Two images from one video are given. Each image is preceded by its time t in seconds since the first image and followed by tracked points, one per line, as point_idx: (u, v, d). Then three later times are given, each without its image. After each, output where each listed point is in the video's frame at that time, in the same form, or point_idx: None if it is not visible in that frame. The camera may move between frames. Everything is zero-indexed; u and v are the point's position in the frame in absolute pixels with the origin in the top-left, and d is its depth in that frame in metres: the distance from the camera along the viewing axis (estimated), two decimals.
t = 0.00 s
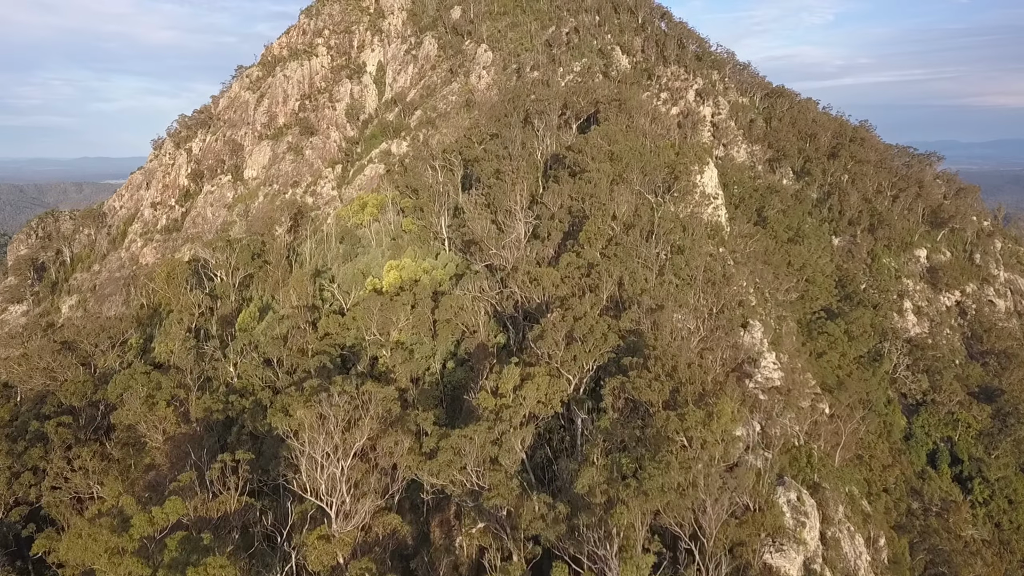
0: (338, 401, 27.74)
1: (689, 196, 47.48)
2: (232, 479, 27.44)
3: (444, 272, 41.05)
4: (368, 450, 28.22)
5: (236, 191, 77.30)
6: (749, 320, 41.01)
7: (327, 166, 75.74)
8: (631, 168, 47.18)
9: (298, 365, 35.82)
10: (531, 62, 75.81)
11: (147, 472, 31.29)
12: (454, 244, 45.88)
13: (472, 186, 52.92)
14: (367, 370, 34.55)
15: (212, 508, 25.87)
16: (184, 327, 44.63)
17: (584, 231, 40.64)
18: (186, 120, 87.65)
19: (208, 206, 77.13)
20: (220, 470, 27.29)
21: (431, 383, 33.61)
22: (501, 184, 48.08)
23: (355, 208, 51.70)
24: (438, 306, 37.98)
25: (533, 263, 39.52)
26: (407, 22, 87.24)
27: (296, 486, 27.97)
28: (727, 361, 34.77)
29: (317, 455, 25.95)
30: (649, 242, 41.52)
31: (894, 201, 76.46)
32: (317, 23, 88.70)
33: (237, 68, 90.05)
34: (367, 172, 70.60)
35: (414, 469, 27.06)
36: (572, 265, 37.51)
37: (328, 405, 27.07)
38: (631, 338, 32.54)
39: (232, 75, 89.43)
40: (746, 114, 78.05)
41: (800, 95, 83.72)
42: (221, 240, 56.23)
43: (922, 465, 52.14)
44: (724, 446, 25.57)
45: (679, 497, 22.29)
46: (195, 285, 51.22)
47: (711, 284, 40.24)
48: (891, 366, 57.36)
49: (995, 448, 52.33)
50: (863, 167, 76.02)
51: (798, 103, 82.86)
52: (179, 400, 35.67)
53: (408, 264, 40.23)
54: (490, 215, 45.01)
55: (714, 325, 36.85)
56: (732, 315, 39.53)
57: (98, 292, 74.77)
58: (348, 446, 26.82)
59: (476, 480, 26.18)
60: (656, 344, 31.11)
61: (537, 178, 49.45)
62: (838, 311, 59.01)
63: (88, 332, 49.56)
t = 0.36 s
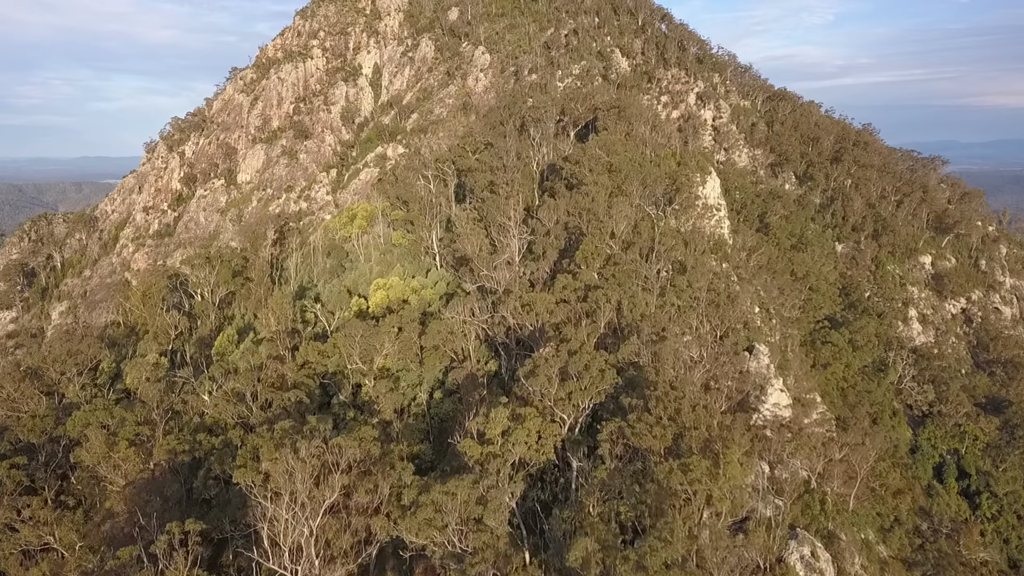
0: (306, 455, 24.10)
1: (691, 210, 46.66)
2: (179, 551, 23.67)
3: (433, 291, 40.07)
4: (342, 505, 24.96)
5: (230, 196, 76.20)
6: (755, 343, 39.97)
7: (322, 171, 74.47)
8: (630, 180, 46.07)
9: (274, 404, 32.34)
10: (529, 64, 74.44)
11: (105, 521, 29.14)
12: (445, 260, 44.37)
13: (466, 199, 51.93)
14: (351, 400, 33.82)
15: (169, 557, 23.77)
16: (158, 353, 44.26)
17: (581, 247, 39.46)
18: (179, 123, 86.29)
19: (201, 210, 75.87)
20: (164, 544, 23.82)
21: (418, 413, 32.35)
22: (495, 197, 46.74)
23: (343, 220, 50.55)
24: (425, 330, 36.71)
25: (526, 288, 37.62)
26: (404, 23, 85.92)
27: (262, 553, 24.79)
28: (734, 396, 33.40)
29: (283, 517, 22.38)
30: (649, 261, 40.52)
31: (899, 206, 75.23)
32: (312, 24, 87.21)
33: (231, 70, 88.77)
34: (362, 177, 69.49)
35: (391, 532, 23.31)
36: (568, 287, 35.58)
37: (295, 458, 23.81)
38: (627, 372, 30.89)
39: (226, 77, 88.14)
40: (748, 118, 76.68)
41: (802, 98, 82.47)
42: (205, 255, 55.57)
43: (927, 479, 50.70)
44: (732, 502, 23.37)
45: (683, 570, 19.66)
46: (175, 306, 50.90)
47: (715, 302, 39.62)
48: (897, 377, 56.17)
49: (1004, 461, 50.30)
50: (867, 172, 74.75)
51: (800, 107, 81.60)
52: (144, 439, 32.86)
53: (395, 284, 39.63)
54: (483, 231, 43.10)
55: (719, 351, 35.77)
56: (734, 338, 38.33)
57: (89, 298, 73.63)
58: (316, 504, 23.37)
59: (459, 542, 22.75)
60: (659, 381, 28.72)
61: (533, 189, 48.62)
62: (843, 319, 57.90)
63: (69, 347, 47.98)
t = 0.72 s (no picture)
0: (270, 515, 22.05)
1: (693, 220, 45.80)
2: None
3: (423, 310, 38.56)
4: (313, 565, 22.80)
5: (223, 200, 75.11)
6: (760, 364, 38.48)
7: (317, 174, 73.32)
8: (629, 191, 45.25)
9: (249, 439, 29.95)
10: (527, 66, 73.31)
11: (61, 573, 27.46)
12: (436, 275, 43.13)
13: (459, 210, 51.32)
14: (334, 428, 32.08)
15: None
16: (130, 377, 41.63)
17: (578, 265, 38.36)
18: (173, 125, 85.15)
19: (194, 214, 74.74)
20: None
21: (405, 443, 31.04)
22: (490, 209, 45.43)
23: (333, 232, 49.82)
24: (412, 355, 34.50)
25: (519, 311, 36.75)
26: (400, 24, 84.78)
27: None
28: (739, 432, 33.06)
29: None
30: (649, 278, 39.73)
31: (903, 210, 74.13)
32: (308, 26, 86.12)
33: (225, 71, 87.60)
34: (357, 181, 68.40)
35: None
36: (564, 309, 34.42)
37: (259, 516, 21.90)
38: (626, 407, 29.54)
39: (220, 79, 87.00)
40: (750, 121, 75.48)
41: (804, 101, 81.39)
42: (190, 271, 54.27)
43: (932, 491, 49.69)
44: (742, 561, 21.42)
45: None
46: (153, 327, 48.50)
47: (717, 320, 38.81)
48: (901, 387, 55.18)
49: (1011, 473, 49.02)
50: (871, 176, 73.68)
51: (802, 109, 80.48)
52: (104, 480, 30.38)
53: (382, 303, 38.39)
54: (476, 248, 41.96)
55: (721, 377, 35.11)
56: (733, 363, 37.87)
57: (80, 304, 72.49)
58: (280, 566, 21.74)
59: None
60: (661, 421, 27.40)
61: (530, 201, 48.08)
62: (847, 326, 57.01)
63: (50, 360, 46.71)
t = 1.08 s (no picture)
0: None
1: (696, 233, 44.72)
2: None
3: (410, 334, 36.56)
4: None
5: (216, 205, 73.83)
6: (767, 396, 36.83)
7: (311, 179, 72.04)
8: (628, 206, 44.60)
9: (213, 488, 27.67)
10: (526, 69, 72.11)
11: None
12: (425, 295, 41.31)
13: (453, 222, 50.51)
14: (312, 466, 28.84)
15: None
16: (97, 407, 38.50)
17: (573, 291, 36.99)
18: (165, 128, 83.85)
19: (186, 220, 73.47)
20: None
21: (387, 484, 27.77)
22: (483, 226, 44.72)
23: (320, 246, 49.79)
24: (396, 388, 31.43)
25: (510, 341, 34.48)
26: (397, 26, 83.58)
27: None
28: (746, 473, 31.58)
29: None
30: (649, 299, 38.92)
31: (907, 216, 72.88)
32: (303, 27, 84.89)
33: (219, 74, 86.32)
34: (351, 186, 67.15)
35: None
36: (560, 338, 32.60)
37: None
38: (625, 453, 27.21)
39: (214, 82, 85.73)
40: (752, 124, 74.10)
41: (806, 104, 80.16)
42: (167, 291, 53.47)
43: (938, 505, 48.05)
44: None
45: None
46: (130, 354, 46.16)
47: (722, 336, 38.02)
48: (907, 400, 53.90)
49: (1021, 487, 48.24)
50: (875, 181, 72.47)
51: (805, 113, 79.18)
52: (56, 533, 26.89)
53: (368, 326, 36.28)
54: (467, 267, 41.69)
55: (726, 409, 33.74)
56: (739, 392, 36.34)
57: (70, 310, 71.12)
58: None
59: None
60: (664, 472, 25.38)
61: (525, 214, 47.69)
62: (853, 336, 55.89)
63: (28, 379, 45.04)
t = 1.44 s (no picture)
0: None
1: (698, 244, 43.75)
2: None
3: (397, 358, 34.75)
4: None
5: (209, 209, 72.72)
6: (773, 424, 35.45)
7: (306, 184, 70.95)
8: (627, 220, 44.35)
9: (179, 537, 24.01)
10: (523, 72, 71.04)
11: None
12: (415, 314, 39.01)
13: (444, 234, 49.95)
14: (289, 504, 26.97)
15: None
16: (66, 436, 35.83)
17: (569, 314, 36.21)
18: (158, 131, 82.69)
19: (179, 224, 72.36)
20: None
21: (368, 525, 26.08)
22: (473, 245, 44.12)
23: (307, 261, 49.13)
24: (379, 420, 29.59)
25: (502, 372, 32.60)
26: (393, 28, 82.52)
27: None
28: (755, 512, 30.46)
29: None
30: (651, 317, 37.91)
31: (910, 222, 71.91)
32: (298, 29, 83.75)
33: (213, 76, 85.16)
34: (346, 191, 66.16)
35: None
36: (554, 368, 31.45)
37: None
38: (624, 501, 26.49)
39: (208, 84, 84.60)
40: (753, 128, 73.07)
41: (808, 108, 79.14)
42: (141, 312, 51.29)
43: (944, 520, 46.81)
44: None
45: None
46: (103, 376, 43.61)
47: (724, 355, 37.46)
48: (912, 411, 52.92)
49: None
50: (877, 185, 71.41)
51: (807, 117, 78.14)
52: None
53: (353, 350, 34.70)
54: (458, 284, 41.21)
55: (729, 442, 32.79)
56: (743, 422, 35.02)
57: (60, 317, 70.04)
58: None
59: None
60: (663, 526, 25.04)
61: (520, 227, 47.74)
62: (856, 344, 54.94)
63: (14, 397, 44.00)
